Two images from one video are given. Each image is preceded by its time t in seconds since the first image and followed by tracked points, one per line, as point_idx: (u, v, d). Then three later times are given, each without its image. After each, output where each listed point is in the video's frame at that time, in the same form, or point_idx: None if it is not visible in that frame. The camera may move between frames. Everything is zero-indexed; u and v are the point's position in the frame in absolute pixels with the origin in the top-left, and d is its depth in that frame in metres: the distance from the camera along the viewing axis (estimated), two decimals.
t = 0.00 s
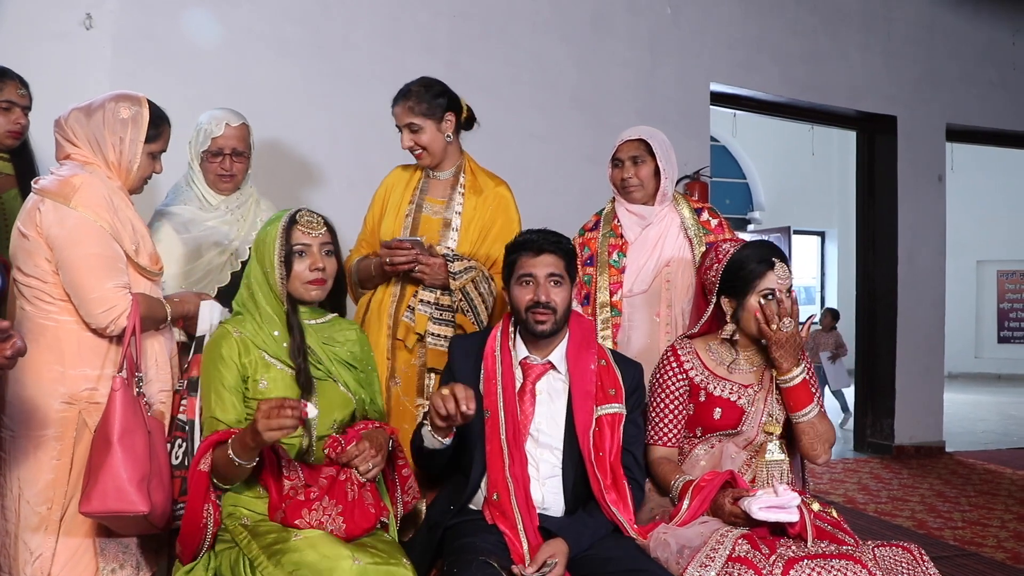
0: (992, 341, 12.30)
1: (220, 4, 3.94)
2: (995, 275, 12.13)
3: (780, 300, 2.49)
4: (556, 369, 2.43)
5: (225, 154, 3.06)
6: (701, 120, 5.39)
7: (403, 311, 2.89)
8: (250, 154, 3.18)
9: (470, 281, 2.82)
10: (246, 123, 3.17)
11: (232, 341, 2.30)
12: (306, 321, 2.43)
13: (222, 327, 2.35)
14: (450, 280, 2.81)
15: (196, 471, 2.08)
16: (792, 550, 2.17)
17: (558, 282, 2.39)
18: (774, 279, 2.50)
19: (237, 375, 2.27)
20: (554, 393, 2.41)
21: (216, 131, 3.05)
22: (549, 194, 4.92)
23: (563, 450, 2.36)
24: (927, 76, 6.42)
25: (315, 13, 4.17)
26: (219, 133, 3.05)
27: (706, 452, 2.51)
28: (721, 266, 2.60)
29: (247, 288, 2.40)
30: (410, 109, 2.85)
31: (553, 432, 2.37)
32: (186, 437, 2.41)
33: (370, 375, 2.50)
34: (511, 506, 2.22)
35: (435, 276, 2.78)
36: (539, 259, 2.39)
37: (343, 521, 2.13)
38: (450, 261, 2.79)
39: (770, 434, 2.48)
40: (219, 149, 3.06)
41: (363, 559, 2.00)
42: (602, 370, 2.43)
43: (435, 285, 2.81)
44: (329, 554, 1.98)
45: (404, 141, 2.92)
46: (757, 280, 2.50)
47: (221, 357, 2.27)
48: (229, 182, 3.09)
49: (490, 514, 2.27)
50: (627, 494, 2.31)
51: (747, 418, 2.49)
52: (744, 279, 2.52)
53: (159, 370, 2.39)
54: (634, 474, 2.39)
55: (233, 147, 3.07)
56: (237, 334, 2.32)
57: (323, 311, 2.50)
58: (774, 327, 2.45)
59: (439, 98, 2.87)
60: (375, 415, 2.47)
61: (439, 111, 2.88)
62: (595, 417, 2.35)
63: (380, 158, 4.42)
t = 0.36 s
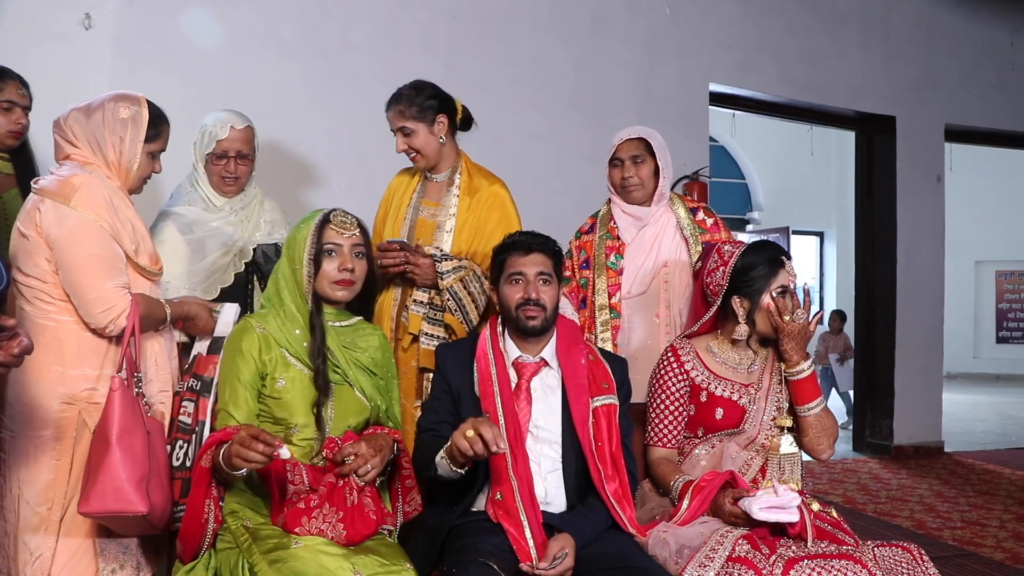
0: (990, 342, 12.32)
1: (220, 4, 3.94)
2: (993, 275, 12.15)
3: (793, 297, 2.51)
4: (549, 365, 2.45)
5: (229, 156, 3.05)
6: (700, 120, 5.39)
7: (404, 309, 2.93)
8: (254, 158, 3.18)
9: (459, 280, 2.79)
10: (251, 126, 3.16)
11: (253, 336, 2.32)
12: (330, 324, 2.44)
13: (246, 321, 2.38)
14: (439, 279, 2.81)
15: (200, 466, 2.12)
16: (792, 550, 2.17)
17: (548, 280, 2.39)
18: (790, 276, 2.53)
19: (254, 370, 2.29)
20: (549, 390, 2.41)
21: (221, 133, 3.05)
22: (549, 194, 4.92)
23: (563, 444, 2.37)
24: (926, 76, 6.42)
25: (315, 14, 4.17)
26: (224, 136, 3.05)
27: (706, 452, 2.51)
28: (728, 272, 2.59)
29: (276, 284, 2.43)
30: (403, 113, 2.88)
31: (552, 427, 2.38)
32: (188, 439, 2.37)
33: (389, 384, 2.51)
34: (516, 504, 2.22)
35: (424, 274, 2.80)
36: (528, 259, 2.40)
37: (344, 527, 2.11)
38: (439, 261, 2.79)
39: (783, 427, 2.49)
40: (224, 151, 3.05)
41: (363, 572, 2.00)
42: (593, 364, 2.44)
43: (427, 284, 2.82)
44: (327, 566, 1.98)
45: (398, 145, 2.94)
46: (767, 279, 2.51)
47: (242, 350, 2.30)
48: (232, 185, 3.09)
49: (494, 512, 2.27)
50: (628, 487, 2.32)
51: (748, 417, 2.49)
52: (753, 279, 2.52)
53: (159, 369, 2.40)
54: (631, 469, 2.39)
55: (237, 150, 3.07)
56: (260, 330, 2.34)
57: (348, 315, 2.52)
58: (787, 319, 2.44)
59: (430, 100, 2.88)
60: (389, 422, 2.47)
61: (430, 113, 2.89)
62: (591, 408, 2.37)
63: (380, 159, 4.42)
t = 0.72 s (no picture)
0: (989, 342, 12.32)
1: (220, 5, 3.95)
2: (993, 275, 12.16)
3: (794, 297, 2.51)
4: (548, 364, 2.46)
5: (234, 158, 3.04)
6: (699, 120, 5.40)
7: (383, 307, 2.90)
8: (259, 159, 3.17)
9: (440, 275, 2.83)
10: (256, 127, 3.15)
11: (267, 334, 2.34)
12: (342, 322, 2.45)
13: (260, 318, 2.39)
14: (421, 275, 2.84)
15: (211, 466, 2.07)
16: (792, 550, 2.18)
17: (544, 281, 2.40)
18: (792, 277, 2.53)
19: (267, 368, 2.29)
20: (549, 389, 2.42)
21: (225, 135, 3.04)
22: (549, 194, 4.92)
23: (563, 443, 2.37)
24: (925, 76, 6.43)
25: (315, 14, 4.18)
26: (229, 137, 3.04)
27: (707, 452, 2.50)
28: (730, 270, 2.59)
29: (290, 281, 2.44)
30: (389, 112, 2.99)
31: (553, 427, 2.39)
32: (194, 439, 2.37)
33: (403, 383, 2.50)
34: (518, 504, 2.20)
35: (405, 270, 2.79)
36: (529, 258, 2.41)
37: (351, 530, 2.08)
38: (421, 255, 2.82)
39: (786, 426, 2.48)
40: (229, 153, 3.05)
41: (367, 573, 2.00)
42: (591, 363, 2.45)
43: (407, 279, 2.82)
44: (331, 565, 1.98)
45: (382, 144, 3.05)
46: (771, 279, 2.52)
47: (255, 348, 2.31)
48: (237, 186, 3.08)
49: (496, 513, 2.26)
50: (628, 485, 2.33)
51: (749, 417, 2.49)
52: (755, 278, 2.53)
53: (161, 369, 2.41)
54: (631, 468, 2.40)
55: (242, 151, 3.06)
56: (273, 328, 2.35)
57: (363, 314, 2.52)
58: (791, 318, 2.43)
59: (415, 103, 3.01)
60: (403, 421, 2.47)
61: (416, 115, 3.02)
62: (590, 407, 2.37)
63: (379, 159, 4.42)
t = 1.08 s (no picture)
0: (989, 341, 12.31)
1: (219, 5, 3.95)
2: (992, 275, 12.15)
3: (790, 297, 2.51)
4: (555, 366, 2.45)
5: (231, 157, 3.04)
6: (698, 120, 5.40)
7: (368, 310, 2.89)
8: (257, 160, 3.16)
9: (429, 282, 2.86)
10: (254, 126, 3.15)
11: (261, 334, 2.34)
12: (335, 323, 2.44)
13: (253, 319, 2.39)
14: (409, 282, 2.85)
15: (205, 467, 2.11)
16: (791, 550, 2.17)
17: (545, 284, 2.39)
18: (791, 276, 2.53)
19: (260, 368, 2.30)
20: (554, 392, 2.42)
21: (223, 134, 3.04)
22: (548, 194, 4.92)
23: (565, 448, 2.37)
24: (924, 76, 6.43)
25: (314, 14, 4.18)
26: (226, 137, 3.05)
27: (705, 452, 2.51)
28: (727, 266, 2.59)
29: (285, 282, 2.44)
30: (385, 114, 3.00)
31: (556, 430, 2.38)
32: (191, 441, 2.45)
33: (393, 384, 2.51)
34: (515, 508, 2.22)
35: (395, 277, 2.81)
36: (533, 260, 2.40)
37: (346, 532, 2.09)
38: (410, 263, 2.84)
39: (784, 426, 2.48)
40: (226, 152, 3.04)
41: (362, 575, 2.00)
42: (599, 366, 2.44)
43: (394, 285, 2.84)
44: (327, 568, 1.98)
45: (376, 144, 3.04)
46: (767, 279, 2.51)
47: (248, 347, 2.31)
48: (235, 186, 3.08)
49: (493, 516, 2.27)
50: (625, 490, 2.33)
51: (747, 417, 2.49)
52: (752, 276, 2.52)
53: (160, 369, 2.39)
54: (631, 471, 2.40)
55: (239, 151, 3.06)
56: (267, 328, 2.35)
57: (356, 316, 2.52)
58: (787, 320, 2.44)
59: (409, 106, 3.06)
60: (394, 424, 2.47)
61: (409, 118, 3.06)
62: (595, 413, 2.37)
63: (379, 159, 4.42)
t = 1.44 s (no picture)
0: (988, 341, 12.30)
1: (218, 5, 3.94)
2: (991, 275, 12.16)
3: (786, 297, 2.52)
4: (555, 369, 2.45)
5: (228, 155, 3.04)
6: (697, 120, 5.39)
7: (378, 314, 2.92)
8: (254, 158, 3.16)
9: (442, 280, 2.92)
10: (253, 125, 3.14)
11: (248, 334, 2.32)
12: (320, 322, 2.44)
13: (239, 320, 2.37)
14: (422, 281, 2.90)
15: (206, 471, 2.12)
16: (790, 550, 2.17)
17: (533, 289, 2.37)
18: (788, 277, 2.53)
19: (249, 368, 2.29)
20: (555, 395, 2.42)
21: (222, 131, 3.03)
22: (547, 195, 4.92)
23: (564, 453, 2.36)
24: (923, 76, 6.43)
25: (313, 14, 4.17)
26: (226, 133, 3.03)
27: (705, 452, 2.51)
28: (725, 266, 2.59)
29: (271, 281, 2.42)
30: (411, 106, 3.00)
31: (555, 434, 2.38)
32: (189, 443, 2.35)
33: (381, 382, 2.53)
34: (508, 511, 2.21)
35: (408, 277, 2.85)
36: (525, 264, 2.37)
37: (343, 531, 2.09)
38: (422, 263, 2.89)
39: (783, 427, 2.48)
40: (224, 149, 3.04)
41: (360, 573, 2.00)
42: (603, 371, 2.44)
43: (408, 285, 2.88)
44: (325, 566, 1.98)
45: (396, 137, 2.99)
46: (765, 277, 2.50)
47: (236, 348, 2.30)
48: (231, 183, 3.07)
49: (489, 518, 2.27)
50: (624, 495, 2.32)
51: (746, 418, 2.49)
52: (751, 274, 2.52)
53: (158, 369, 2.39)
54: (631, 475, 2.40)
55: (237, 148, 3.05)
56: (254, 328, 2.34)
57: (341, 314, 2.52)
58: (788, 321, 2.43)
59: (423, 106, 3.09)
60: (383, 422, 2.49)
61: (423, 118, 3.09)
62: (596, 419, 2.37)
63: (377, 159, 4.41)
